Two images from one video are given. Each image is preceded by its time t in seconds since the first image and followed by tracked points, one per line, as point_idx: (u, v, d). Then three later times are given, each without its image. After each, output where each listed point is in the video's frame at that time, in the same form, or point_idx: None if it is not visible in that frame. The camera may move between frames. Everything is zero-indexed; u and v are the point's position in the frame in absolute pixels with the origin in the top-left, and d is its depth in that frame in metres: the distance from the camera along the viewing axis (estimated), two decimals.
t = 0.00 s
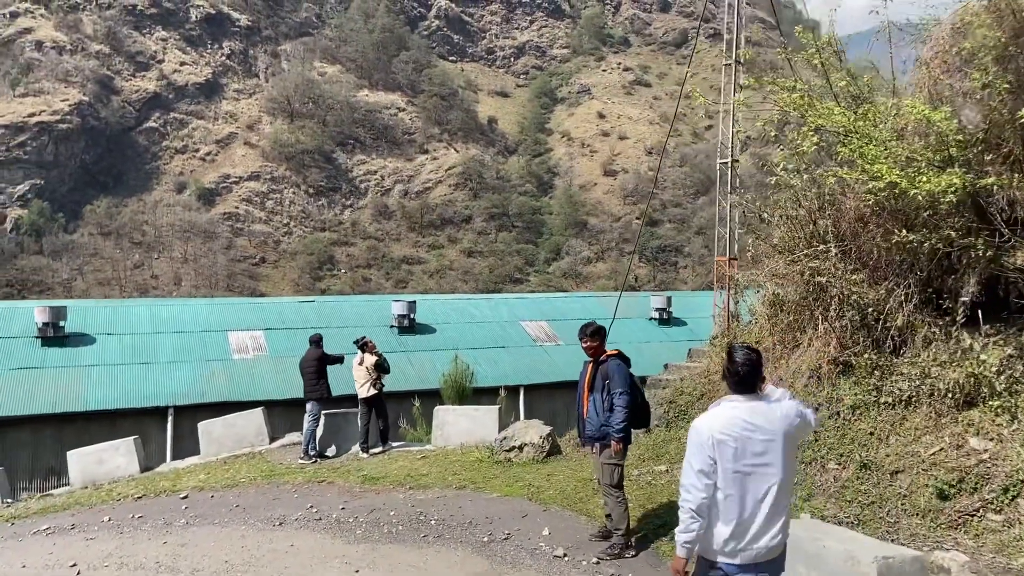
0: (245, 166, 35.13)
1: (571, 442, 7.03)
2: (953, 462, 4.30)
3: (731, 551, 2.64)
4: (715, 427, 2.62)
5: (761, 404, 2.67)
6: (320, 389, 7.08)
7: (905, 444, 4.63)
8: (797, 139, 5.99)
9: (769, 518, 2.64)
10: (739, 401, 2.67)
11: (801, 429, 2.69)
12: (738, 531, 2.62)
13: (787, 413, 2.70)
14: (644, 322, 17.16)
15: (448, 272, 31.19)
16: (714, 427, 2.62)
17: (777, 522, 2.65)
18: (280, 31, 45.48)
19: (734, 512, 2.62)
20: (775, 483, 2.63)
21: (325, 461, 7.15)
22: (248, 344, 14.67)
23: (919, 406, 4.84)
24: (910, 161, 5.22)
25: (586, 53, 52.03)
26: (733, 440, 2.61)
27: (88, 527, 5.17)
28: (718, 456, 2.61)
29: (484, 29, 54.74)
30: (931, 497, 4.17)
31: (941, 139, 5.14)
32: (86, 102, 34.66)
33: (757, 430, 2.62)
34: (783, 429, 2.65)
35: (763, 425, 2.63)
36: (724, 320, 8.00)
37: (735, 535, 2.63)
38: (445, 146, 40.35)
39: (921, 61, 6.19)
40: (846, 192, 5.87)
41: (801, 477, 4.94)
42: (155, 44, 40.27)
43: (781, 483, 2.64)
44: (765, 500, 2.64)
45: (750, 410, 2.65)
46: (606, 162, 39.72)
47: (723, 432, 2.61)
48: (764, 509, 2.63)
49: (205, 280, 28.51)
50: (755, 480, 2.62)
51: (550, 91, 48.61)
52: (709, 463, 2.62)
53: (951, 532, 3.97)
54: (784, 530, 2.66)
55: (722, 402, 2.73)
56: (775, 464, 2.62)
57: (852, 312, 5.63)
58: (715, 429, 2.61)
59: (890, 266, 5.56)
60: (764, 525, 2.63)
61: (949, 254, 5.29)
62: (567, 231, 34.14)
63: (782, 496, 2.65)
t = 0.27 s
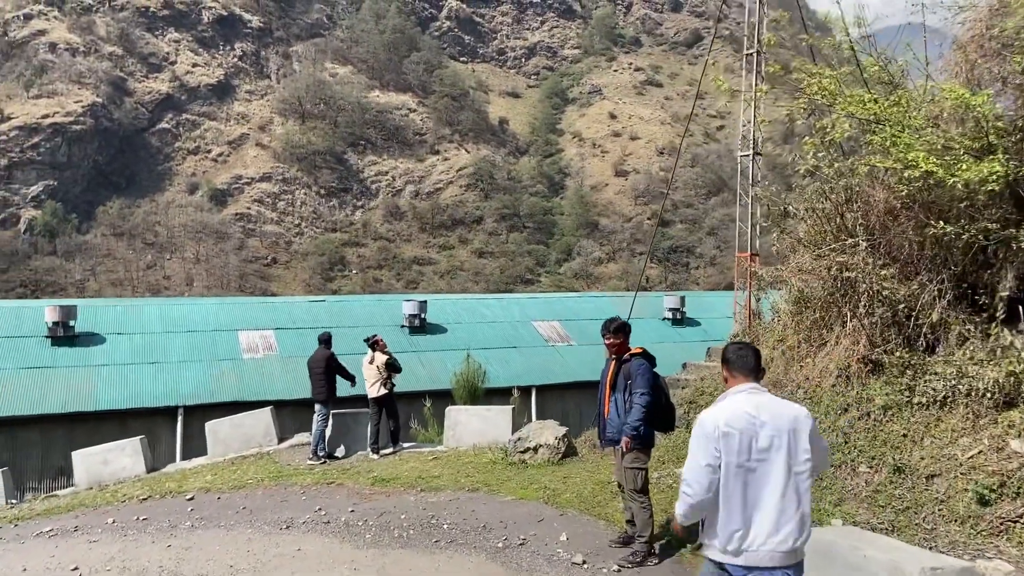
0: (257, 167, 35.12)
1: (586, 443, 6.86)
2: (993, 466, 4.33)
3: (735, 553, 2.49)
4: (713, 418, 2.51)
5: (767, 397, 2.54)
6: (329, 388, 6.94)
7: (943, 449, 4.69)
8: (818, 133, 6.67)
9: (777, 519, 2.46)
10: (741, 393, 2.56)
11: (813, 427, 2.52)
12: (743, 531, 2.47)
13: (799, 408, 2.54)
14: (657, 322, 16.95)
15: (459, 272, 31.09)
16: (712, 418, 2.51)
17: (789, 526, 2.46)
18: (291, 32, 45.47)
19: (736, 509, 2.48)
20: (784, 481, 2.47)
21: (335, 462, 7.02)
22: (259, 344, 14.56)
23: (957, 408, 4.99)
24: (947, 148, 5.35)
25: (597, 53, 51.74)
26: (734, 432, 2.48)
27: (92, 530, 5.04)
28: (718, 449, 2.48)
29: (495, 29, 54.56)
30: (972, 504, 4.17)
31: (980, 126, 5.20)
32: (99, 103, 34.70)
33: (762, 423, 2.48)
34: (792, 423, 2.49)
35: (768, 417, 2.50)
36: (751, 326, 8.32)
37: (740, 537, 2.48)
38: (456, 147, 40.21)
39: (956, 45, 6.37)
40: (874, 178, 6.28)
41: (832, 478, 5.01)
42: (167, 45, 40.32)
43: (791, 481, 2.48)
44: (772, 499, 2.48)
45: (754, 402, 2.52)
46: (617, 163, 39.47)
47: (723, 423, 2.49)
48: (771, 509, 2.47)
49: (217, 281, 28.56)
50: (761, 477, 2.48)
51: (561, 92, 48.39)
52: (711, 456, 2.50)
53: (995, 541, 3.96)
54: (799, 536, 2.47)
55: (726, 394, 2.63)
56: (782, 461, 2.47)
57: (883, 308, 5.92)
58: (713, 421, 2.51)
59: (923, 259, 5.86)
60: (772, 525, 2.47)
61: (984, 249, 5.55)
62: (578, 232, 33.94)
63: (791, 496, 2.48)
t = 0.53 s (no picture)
0: (270, 167, 35.14)
1: (599, 443, 6.71)
2: None
3: (710, 549, 2.64)
4: (691, 417, 2.66)
5: (744, 398, 2.68)
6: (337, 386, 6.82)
7: (978, 450, 4.69)
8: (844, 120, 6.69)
9: (750, 518, 2.61)
10: (721, 393, 2.70)
11: (791, 428, 2.63)
12: (717, 528, 2.63)
13: (775, 409, 2.66)
14: (671, 322, 16.73)
15: (471, 273, 31.03)
16: (689, 418, 2.66)
17: (761, 525, 2.61)
18: (304, 33, 45.52)
19: (710, 508, 2.63)
20: (755, 479, 2.61)
21: (342, 461, 6.92)
22: (270, 343, 14.46)
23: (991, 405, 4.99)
24: (982, 133, 5.31)
25: (609, 53, 51.47)
26: (710, 431, 2.63)
27: (94, 530, 4.92)
28: (694, 449, 2.64)
29: (508, 30, 54.41)
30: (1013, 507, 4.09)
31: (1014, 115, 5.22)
32: (115, 104, 34.81)
33: (738, 423, 2.62)
34: (768, 425, 2.62)
35: (744, 419, 2.63)
36: (778, 331, 8.43)
37: (713, 534, 2.64)
38: (468, 147, 40.10)
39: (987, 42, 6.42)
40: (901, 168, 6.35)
41: (860, 481, 5.14)
42: (181, 47, 40.42)
43: (764, 484, 2.61)
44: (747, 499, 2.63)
45: (731, 402, 2.66)
46: (630, 163, 39.23)
47: (699, 422, 2.64)
48: (743, 508, 2.62)
49: (230, 281, 28.67)
50: (734, 475, 2.63)
51: (574, 91, 48.18)
52: (688, 458, 2.66)
53: None
54: (771, 535, 2.61)
55: (705, 395, 2.78)
56: (756, 460, 2.61)
57: (913, 301, 5.97)
58: (691, 419, 2.65)
59: (955, 251, 5.92)
60: (743, 524, 2.61)
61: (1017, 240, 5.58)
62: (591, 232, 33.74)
63: (763, 496, 2.62)
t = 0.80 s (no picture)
0: (286, 168, 35.17)
1: (617, 445, 6.54)
2: None
3: (711, 542, 2.68)
4: (697, 409, 2.67)
5: (748, 393, 2.70)
6: (347, 385, 6.71)
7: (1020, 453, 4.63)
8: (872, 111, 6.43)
9: (751, 511, 2.64)
10: (724, 387, 2.72)
11: (794, 425, 2.68)
12: (718, 523, 2.66)
13: (778, 404, 2.70)
14: (688, 322, 16.51)
15: (485, 273, 30.93)
16: (694, 410, 2.67)
17: (761, 519, 2.65)
18: (319, 34, 45.59)
19: (712, 501, 2.66)
20: (758, 474, 2.64)
21: (352, 462, 6.83)
22: (283, 342, 14.37)
23: None
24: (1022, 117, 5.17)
25: (624, 53, 51.18)
26: (715, 424, 2.64)
27: (99, 531, 4.80)
28: (699, 442, 2.65)
29: (522, 30, 54.27)
30: None
31: None
32: (133, 106, 34.94)
33: (743, 417, 2.64)
34: (772, 420, 2.65)
35: (748, 413, 2.66)
36: (802, 330, 8.26)
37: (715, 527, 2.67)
38: (483, 148, 39.99)
39: None
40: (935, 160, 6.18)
41: (894, 486, 5.16)
42: (198, 49, 40.56)
43: (766, 478, 2.65)
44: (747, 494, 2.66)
45: (735, 396, 2.68)
46: (645, 163, 38.99)
47: (705, 415, 2.65)
48: (744, 502, 2.65)
49: (246, 281, 28.75)
50: (737, 468, 2.66)
51: (588, 91, 47.96)
52: (691, 451, 2.68)
53: None
54: (770, 529, 2.66)
55: (708, 387, 2.80)
56: (759, 455, 2.64)
57: (948, 296, 5.84)
58: (696, 411, 2.66)
59: (990, 244, 5.79)
60: (745, 519, 2.65)
61: None
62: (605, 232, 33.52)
63: (765, 490, 2.65)
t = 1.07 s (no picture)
0: (302, 169, 35.19)
1: (637, 446, 6.37)
2: None
3: (730, 533, 2.76)
4: (727, 402, 2.73)
5: (769, 386, 2.80)
6: (361, 383, 6.59)
7: None
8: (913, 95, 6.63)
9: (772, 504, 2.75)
10: (745, 379, 2.81)
11: (806, 416, 2.82)
12: (740, 513, 2.74)
13: (793, 398, 2.83)
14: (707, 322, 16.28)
15: (501, 273, 30.82)
16: (726, 403, 2.72)
17: (780, 511, 2.76)
18: (335, 35, 45.63)
19: (738, 494, 2.72)
20: (780, 467, 2.75)
21: (366, 462, 6.72)
22: (298, 341, 14.28)
23: None
24: None
25: (640, 52, 50.84)
26: (744, 418, 2.71)
27: (106, 533, 4.69)
28: (730, 435, 2.70)
29: (537, 30, 54.10)
30: None
31: None
32: (151, 107, 35.08)
33: (769, 412, 2.74)
34: (792, 415, 2.77)
35: (771, 404, 2.76)
36: (833, 327, 8.06)
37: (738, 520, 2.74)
38: (498, 148, 39.86)
39: None
40: (978, 148, 6.46)
41: (935, 490, 5.05)
42: (216, 51, 40.71)
43: (787, 471, 2.77)
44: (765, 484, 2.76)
45: (760, 390, 2.77)
46: (661, 163, 38.72)
47: (736, 409, 2.71)
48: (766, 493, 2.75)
49: (263, 281, 28.81)
50: (761, 459, 2.73)
51: (603, 91, 47.69)
52: (718, 442, 2.72)
53: None
54: (786, 522, 2.77)
55: (727, 380, 2.87)
56: (782, 449, 2.75)
57: (993, 292, 5.93)
58: (726, 405, 2.72)
59: None
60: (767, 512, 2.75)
61: None
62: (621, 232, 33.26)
63: (785, 481, 2.77)
